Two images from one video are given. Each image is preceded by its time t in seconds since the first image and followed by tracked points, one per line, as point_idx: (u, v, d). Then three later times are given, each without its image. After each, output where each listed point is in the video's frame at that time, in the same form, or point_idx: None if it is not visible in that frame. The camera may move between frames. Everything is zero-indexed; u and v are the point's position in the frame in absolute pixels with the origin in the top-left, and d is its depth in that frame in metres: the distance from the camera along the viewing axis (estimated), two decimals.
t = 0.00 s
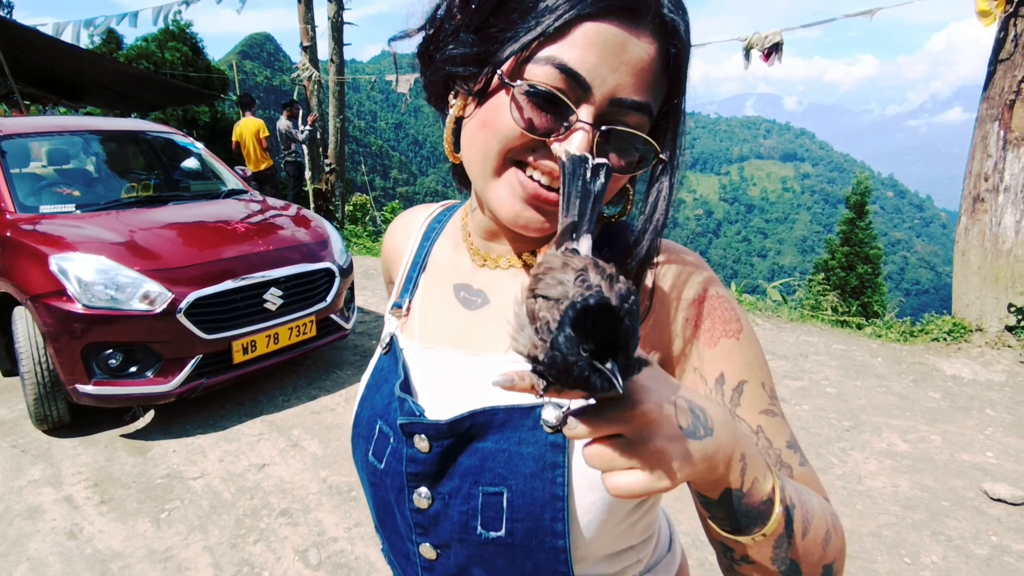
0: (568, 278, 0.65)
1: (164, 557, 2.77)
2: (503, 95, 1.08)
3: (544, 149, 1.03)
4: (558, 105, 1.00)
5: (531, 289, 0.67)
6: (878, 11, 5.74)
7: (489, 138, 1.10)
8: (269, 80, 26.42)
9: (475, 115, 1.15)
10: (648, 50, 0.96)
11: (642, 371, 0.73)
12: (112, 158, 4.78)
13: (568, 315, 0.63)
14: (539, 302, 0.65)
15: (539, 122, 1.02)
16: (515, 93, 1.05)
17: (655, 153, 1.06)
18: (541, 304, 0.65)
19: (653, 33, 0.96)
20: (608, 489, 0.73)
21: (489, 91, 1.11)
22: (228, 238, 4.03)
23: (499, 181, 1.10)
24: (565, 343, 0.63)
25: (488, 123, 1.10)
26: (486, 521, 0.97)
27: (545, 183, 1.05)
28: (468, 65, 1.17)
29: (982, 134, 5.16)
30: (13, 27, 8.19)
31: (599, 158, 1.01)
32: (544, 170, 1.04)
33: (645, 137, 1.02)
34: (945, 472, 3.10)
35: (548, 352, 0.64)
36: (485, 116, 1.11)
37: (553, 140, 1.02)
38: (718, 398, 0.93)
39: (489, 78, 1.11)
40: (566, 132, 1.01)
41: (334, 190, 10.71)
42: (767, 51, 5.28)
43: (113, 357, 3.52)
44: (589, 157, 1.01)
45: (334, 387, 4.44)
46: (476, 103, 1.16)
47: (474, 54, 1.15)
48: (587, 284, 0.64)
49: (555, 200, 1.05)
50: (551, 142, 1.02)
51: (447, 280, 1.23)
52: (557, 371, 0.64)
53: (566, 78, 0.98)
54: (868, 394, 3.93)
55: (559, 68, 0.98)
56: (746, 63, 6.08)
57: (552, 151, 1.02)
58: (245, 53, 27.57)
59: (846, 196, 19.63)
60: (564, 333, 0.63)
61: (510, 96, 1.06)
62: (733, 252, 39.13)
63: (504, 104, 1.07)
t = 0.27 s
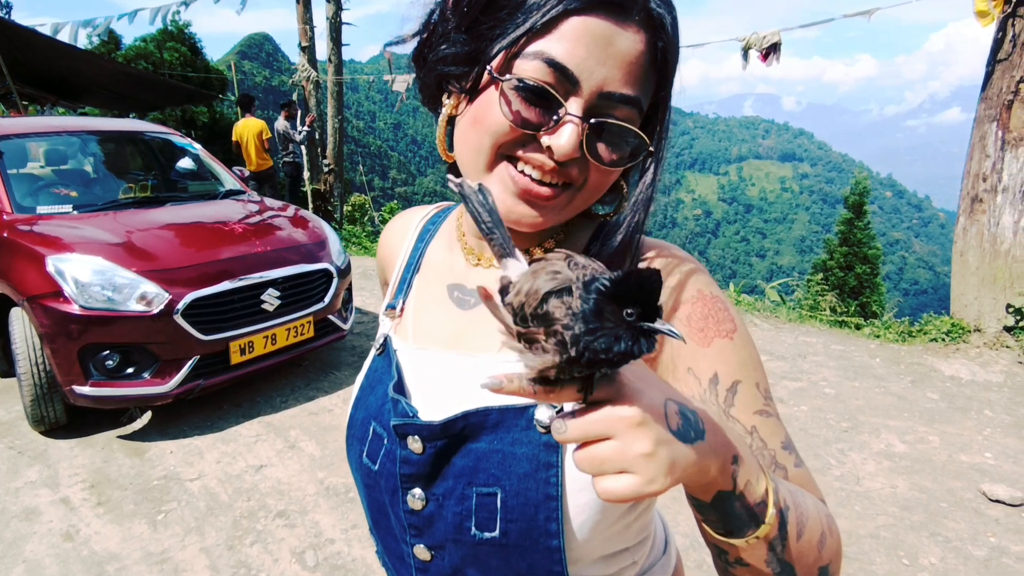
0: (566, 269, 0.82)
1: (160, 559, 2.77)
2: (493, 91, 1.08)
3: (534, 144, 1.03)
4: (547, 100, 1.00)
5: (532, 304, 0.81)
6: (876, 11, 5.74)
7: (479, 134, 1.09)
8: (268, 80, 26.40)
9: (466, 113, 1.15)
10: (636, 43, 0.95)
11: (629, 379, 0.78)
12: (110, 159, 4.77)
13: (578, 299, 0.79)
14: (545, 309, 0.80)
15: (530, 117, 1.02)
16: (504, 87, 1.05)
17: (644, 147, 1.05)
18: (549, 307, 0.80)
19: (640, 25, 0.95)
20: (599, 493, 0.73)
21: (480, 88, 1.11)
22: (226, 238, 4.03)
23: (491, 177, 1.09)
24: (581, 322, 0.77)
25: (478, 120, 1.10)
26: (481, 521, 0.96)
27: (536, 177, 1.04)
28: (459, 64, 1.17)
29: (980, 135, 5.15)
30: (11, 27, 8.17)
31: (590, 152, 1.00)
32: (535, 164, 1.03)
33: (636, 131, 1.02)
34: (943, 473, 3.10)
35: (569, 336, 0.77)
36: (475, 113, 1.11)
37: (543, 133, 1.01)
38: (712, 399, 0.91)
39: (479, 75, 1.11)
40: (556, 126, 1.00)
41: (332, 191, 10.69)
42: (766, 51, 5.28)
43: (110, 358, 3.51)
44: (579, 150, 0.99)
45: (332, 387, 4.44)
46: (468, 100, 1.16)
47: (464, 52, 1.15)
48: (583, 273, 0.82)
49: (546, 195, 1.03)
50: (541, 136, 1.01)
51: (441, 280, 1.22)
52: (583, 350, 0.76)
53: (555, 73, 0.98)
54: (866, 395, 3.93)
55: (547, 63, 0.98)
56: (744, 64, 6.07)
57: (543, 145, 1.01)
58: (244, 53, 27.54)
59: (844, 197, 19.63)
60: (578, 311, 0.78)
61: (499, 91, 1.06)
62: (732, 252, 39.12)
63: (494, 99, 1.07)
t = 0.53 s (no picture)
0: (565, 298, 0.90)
1: (157, 562, 2.76)
2: (479, 93, 1.08)
3: (521, 146, 1.02)
4: (531, 101, 0.99)
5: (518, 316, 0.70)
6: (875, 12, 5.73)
7: (467, 137, 1.09)
8: (268, 81, 26.39)
9: (453, 116, 1.15)
10: (622, 45, 0.94)
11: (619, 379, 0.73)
12: (108, 160, 4.76)
13: (576, 311, 0.65)
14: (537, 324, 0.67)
15: (515, 119, 1.01)
16: (489, 90, 1.05)
17: (631, 149, 1.04)
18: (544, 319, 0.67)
19: (626, 27, 0.94)
20: (587, 497, 0.72)
21: (467, 91, 1.11)
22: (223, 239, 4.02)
23: (479, 179, 1.09)
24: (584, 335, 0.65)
25: (465, 122, 1.10)
26: (470, 527, 0.95)
27: (522, 179, 1.03)
28: (447, 67, 1.17)
29: (979, 136, 5.14)
30: (10, 27, 8.16)
31: (577, 153, 0.99)
32: (521, 166, 1.02)
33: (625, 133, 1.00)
34: (942, 474, 3.09)
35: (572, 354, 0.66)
36: (462, 115, 1.11)
37: (528, 135, 1.01)
38: (703, 400, 0.90)
39: (466, 78, 1.11)
40: (541, 128, 1.00)
41: (331, 191, 10.68)
42: (765, 51, 5.26)
43: (107, 359, 3.50)
44: (565, 152, 0.99)
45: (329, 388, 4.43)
46: (455, 104, 1.16)
47: (452, 56, 1.15)
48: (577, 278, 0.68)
49: (533, 197, 1.03)
50: (527, 137, 1.01)
51: (431, 283, 1.22)
52: (592, 365, 0.67)
53: (540, 75, 0.98)
54: (865, 396, 3.92)
55: (533, 65, 0.97)
56: (744, 64, 6.06)
57: (529, 147, 1.00)
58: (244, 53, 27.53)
59: (844, 197, 19.62)
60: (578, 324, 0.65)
61: (485, 93, 1.05)
62: (732, 253, 39.13)
63: (479, 102, 1.07)
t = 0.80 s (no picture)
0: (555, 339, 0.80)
1: (153, 565, 2.75)
2: (467, 98, 1.07)
3: (510, 151, 1.01)
4: (520, 106, 0.98)
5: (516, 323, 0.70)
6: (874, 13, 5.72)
7: (456, 143, 1.08)
8: (268, 81, 26.39)
9: (443, 121, 1.14)
10: (611, 51, 0.94)
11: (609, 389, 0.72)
12: (106, 161, 4.75)
13: (577, 315, 0.66)
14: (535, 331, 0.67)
15: (504, 124, 1.01)
16: (478, 95, 1.04)
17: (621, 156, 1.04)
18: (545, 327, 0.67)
19: (615, 33, 0.94)
20: (577, 512, 0.70)
21: (456, 96, 1.10)
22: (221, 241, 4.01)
23: (468, 185, 1.08)
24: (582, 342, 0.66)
25: (454, 127, 1.09)
26: (459, 538, 0.94)
27: (511, 186, 1.02)
28: (436, 72, 1.16)
29: (979, 137, 5.13)
30: (9, 28, 8.15)
31: (566, 159, 0.98)
32: (510, 172, 1.01)
33: (614, 139, 0.99)
34: (942, 477, 3.08)
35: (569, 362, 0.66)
36: (451, 120, 1.10)
37: (517, 141, 1.00)
38: (695, 409, 0.89)
39: (455, 83, 1.11)
40: (530, 134, 0.99)
41: (330, 192, 10.66)
42: (764, 53, 5.26)
43: (104, 361, 3.49)
44: (555, 157, 0.98)
45: (327, 390, 4.41)
46: (445, 109, 1.15)
47: (441, 61, 1.14)
48: (576, 289, 0.70)
49: (523, 204, 1.02)
50: (516, 143, 1.00)
51: (421, 289, 1.22)
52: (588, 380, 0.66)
53: (529, 81, 0.97)
54: (864, 398, 3.91)
55: (522, 72, 0.97)
56: (743, 66, 6.06)
57: (518, 152, 0.99)
58: (244, 54, 27.53)
59: (844, 197, 19.62)
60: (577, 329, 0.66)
61: (473, 100, 1.05)
62: (732, 253, 39.13)
63: (468, 107, 1.06)
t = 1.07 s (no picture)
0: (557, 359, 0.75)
1: (152, 567, 2.74)
2: (462, 101, 1.06)
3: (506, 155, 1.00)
4: (515, 109, 0.97)
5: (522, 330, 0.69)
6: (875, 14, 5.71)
7: (453, 147, 1.07)
8: (269, 81, 26.40)
9: (438, 124, 1.13)
10: (609, 53, 0.92)
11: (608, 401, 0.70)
12: (106, 161, 4.74)
13: (582, 329, 0.64)
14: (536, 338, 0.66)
15: (499, 128, 1.00)
16: (473, 98, 1.03)
17: (620, 161, 1.02)
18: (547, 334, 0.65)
19: (613, 34, 0.93)
20: (574, 529, 0.70)
21: (451, 99, 1.09)
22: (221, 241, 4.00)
23: (465, 189, 1.07)
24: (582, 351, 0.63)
25: (449, 131, 1.08)
26: (454, 550, 0.93)
27: (507, 190, 1.01)
28: (430, 74, 1.15)
29: (981, 138, 5.11)
30: (10, 28, 8.14)
31: (564, 164, 0.97)
32: (505, 177, 1.00)
33: (612, 143, 0.98)
34: (944, 480, 3.06)
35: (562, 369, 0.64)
36: (446, 123, 1.09)
37: (513, 145, 0.99)
38: (694, 418, 0.88)
39: (450, 85, 1.10)
40: (527, 138, 0.98)
41: (331, 192, 10.65)
42: (765, 53, 5.25)
43: (103, 362, 3.48)
44: (551, 161, 0.97)
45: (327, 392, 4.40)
46: (440, 111, 1.14)
47: (436, 62, 1.13)
48: (583, 306, 0.67)
49: (519, 209, 1.01)
50: (512, 147, 0.99)
51: (417, 295, 1.21)
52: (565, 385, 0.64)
53: (525, 83, 0.96)
54: (866, 400, 3.89)
55: (518, 74, 0.96)
56: (744, 66, 6.04)
57: (515, 156, 0.98)
58: (244, 54, 27.52)
59: (844, 198, 19.60)
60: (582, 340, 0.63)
61: (469, 102, 1.04)
62: (732, 254, 39.11)
63: (463, 111, 1.05)
